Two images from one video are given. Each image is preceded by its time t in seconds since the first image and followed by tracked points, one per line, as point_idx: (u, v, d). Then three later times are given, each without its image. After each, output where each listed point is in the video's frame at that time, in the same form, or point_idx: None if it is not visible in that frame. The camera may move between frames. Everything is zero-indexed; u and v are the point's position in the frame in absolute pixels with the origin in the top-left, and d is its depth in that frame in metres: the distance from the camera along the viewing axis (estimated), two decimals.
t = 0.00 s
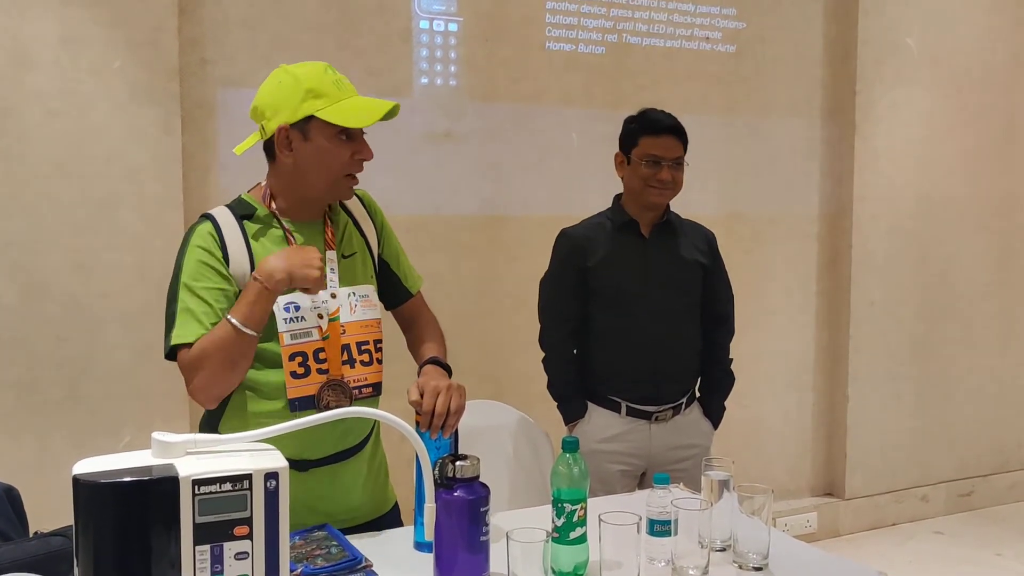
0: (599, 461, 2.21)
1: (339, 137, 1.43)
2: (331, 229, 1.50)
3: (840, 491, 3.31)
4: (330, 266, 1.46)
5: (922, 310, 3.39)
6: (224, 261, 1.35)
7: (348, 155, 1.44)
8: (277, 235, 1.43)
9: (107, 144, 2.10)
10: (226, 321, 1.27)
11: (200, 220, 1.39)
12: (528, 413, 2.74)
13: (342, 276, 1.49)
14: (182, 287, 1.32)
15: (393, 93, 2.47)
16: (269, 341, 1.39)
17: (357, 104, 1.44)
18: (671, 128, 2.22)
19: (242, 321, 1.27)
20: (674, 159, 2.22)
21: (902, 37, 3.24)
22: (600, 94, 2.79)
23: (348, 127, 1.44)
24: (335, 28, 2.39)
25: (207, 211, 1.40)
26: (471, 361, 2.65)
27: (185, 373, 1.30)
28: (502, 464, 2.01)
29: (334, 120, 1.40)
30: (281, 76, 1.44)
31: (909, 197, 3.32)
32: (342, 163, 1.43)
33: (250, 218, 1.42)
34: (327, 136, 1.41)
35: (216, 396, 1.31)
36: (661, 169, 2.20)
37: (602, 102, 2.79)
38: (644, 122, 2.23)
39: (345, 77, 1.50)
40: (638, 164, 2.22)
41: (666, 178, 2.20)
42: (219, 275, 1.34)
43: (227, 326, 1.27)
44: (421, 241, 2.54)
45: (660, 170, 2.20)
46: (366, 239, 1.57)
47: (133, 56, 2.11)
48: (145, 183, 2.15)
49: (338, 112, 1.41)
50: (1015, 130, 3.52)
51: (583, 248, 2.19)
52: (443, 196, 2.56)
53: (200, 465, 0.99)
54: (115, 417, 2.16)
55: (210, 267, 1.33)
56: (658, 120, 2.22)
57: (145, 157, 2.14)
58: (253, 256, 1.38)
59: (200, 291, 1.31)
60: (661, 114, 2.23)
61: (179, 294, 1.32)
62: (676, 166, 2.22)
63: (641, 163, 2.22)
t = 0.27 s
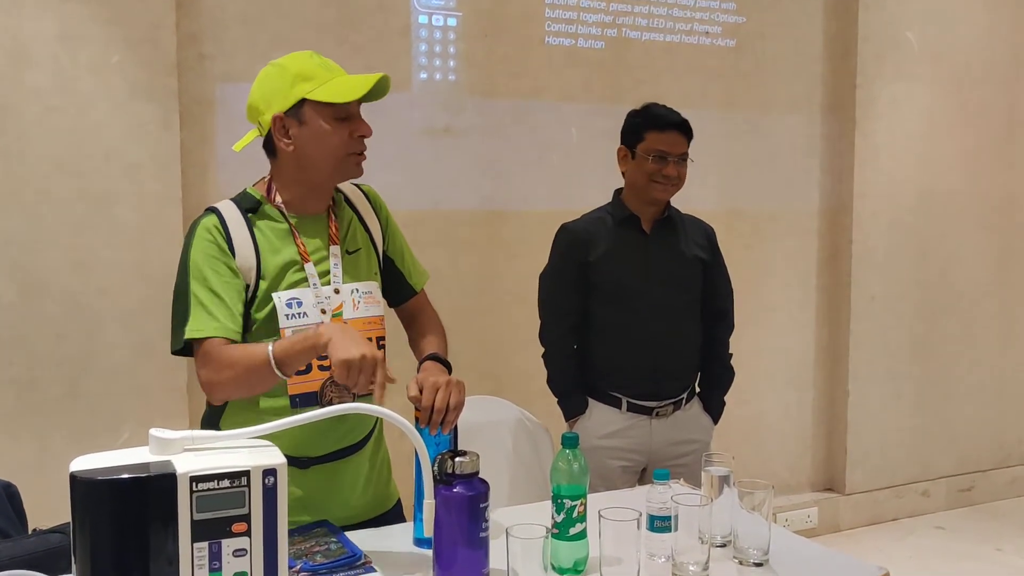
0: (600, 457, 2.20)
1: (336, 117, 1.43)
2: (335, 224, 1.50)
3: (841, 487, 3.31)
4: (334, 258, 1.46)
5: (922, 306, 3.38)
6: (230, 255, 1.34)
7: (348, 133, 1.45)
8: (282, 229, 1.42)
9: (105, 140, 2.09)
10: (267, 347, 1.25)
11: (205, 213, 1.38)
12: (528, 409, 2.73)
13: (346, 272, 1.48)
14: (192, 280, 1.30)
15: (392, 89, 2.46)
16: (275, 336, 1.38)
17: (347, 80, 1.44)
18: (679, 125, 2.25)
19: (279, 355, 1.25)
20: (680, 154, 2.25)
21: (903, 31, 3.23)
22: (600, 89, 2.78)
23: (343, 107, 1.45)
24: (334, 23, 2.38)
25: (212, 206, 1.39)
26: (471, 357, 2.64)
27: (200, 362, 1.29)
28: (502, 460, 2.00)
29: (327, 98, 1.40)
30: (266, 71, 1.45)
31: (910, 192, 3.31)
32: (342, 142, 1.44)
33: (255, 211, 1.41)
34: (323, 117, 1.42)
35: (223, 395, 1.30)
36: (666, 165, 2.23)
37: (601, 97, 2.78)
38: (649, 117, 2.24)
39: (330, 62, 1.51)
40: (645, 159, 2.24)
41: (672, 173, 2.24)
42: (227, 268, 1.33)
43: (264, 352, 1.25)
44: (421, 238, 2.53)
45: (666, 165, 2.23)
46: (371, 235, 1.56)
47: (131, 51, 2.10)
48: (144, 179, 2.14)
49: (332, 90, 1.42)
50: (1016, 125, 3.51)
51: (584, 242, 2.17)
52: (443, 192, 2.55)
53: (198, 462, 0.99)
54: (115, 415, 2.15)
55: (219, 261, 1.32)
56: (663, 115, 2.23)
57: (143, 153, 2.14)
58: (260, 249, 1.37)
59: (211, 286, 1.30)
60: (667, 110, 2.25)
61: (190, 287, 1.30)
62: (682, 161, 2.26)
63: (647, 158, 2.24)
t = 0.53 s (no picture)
0: (600, 456, 2.21)
1: (338, 111, 1.43)
2: (337, 223, 1.49)
3: (841, 485, 3.31)
4: (337, 255, 1.45)
5: (923, 303, 3.38)
6: (236, 253, 1.33)
7: (349, 127, 1.44)
8: (286, 227, 1.41)
9: (104, 138, 2.09)
10: (297, 337, 1.28)
11: (208, 211, 1.37)
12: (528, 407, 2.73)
13: (348, 270, 1.48)
14: (201, 278, 1.30)
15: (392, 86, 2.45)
16: (281, 334, 1.39)
17: (348, 74, 1.44)
18: (681, 124, 2.23)
19: (311, 343, 1.27)
20: (681, 153, 2.23)
21: (903, 28, 3.22)
22: (600, 86, 2.77)
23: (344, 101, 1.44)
24: (333, 21, 2.37)
25: (214, 204, 1.38)
26: (471, 355, 2.64)
27: (219, 363, 1.29)
28: (501, 459, 2.00)
29: (327, 92, 1.40)
30: (267, 68, 1.45)
31: (910, 189, 3.31)
32: (344, 136, 1.43)
33: (259, 208, 1.40)
34: (324, 111, 1.42)
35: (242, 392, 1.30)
36: (668, 163, 2.21)
37: (601, 94, 2.78)
38: (652, 115, 2.22)
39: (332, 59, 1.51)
40: (648, 157, 2.22)
41: (673, 172, 2.22)
42: (236, 266, 1.33)
43: (295, 341, 1.27)
44: (421, 235, 2.53)
45: (668, 164, 2.21)
46: (372, 233, 1.56)
47: (130, 49, 2.10)
48: (143, 177, 2.14)
49: (332, 83, 1.41)
50: (1017, 122, 3.51)
51: (583, 241, 2.17)
52: (443, 190, 2.55)
53: (196, 461, 0.99)
54: (114, 413, 2.15)
55: (227, 258, 1.32)
56: (664, 113, 2.21)
57: (143, 151, 2.13)
58: (265, 247, 1.37)
59: (222, 284, 1.30)
60: (668, 108, 2.23)
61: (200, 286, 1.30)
62: (682, 159, 2.24)
63: (650, 156, 2.21)
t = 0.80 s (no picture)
0: (600, 454, 2.21)
1: (338, 119, 1.43)
2: (332, 220, 1.49)
3: (841, 482, 3.30)
4: (332, 254, 1.44)
5: (923, 301, 3.37)
6: (236, 254, 1.33)
7: (349, 136, 1.44)
8: (281, 226, 1.42)
9: (103, 135, 2.09)
10: (326, 366, 1.31)
11: (203, 211, 1.37)
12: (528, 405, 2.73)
13: (345, 269, 1.47)
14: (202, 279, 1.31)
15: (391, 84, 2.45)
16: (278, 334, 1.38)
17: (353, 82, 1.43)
18: (679, 122, 2.24)
19: (337, 377, 1.31)
20: (679, 151, 2.24)
21: (904, 25, 3.22)
22: (600, 84, 2.77)
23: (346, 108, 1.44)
24: (333, 18, 2.37)
25: (209, 203, 1.39)
26: (471, 353, 2.64)
27: (230, 360, 1.31)
28: (499, 457, 2.00)
29: (331, 100, 1.39)
30: (273, 62, 1.44)
31: (911, 187, 3.30)
32: (342, 144, 1.43)
33: (254, 207, 1.41)
34: (325, 117, 1.42)
35: (248, 395, 1.31)
36: (666, 161, 2.22)
37: (601, 92, 2.77)
38: (650, 113, 2.23)
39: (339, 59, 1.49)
40: (644, 153, 2.23)
41: (670, 170, 2.23)
42: (236, 266, 1.33)
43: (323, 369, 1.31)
44: (420, 233, 2.53)
45: (665, 162, 2.22)
46: (369, 230, 1.55)
47: (129, 46, 2.09)
48: (142, 175, 2.13)
49: (336, 91, 1.40)
50: (1017, 119, 3.50)
51: (580, 239, 2.16)
52: (442, 187, 2.54)
53: (193, 459, 0.98)
54: (113, 410, 2.15)
55: (225, 259, 1.32)
56: (664, 111, 2.23)
57: (142, 148, 2.13)
58: (261, 245, 1.37)
59: (224, 285, 1.31)
60: (667, 107, 2.25)
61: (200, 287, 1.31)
62: (680, 158, 2.25)
63: (646, 153, 2.23)
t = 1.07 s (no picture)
0: (597, 454, 2.20)
1: (331, 118, 1.42)
2: (328, 219, 1.48)
3: (842, 481, 3.30)
4: (328, 254, 1.44)
5: (924, 300, 3.37)
6: (229, 255, 1.34)
7: (342, 135, 1.44)
8: (276, 225, 1.41)
9: (102, 134, 2.08)
10: (320, 370, 1.29)
11: (198, 212, 1.38)
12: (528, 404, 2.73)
13: (340, 267, 1.46)
14: (196, 282, 1.32)
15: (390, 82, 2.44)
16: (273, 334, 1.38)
17: (346, 81, 1.43)
18: (668, 117, 2.24)
19: (331, 382, 1.29)
20: (670, 147, 2.24)
21: (904, 24, 3.21)
22: (600, 82, 2.76)
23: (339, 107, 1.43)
24: (332, 16, 2.36)
25: (204, 204, 1.39)
26: (471, 352, 2.64)
27: (226, 363, 1.31)
28: (499, 457, 2.00)
29: (323, 99, 1.39)
30: (266, 61, 1.44)
31: (911, 186, 3.30)
32: (336, 143, 1.43)
33: (249, 207, 1.41)
34: (318, 117, 1.41)
35: (243, 397, 1.31)
36: (657, 158, 2.22)
37: (601, 90, 2.77)
38: (639, 110, 2.23)
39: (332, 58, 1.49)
40: (635, 149, 2.22)
41: (662, 167, 2.22)
42: (229, 267, 1.33)
43: (317, 374, 1.29)
44: (420, 232, 2.52)
45: (656, 157, 2.21)
46: (366, 228, 1.55)
47: (128, 44, 2.09)
48: (141, 174, 2.13)
49: (328, 90, 1.40)
50: (1018, 118, 3.49)
51: (575, 238, 2.16)
52: (442, 186, 2.54)
53: (192, 458, 0.98)
54: (114, 409, 2.15)
55: (219, 260, 1.32)
56: (653, 107, 2.23)
57: (141, 147, 2.12)
58: (256, 245, 1.37)
59: (218, 287, 1.31)
60: (656, 103, 2.25)
61: (194, 289, 1.32)
62: (671, 154, 2.25)
63: (637, 149, 2.22)
